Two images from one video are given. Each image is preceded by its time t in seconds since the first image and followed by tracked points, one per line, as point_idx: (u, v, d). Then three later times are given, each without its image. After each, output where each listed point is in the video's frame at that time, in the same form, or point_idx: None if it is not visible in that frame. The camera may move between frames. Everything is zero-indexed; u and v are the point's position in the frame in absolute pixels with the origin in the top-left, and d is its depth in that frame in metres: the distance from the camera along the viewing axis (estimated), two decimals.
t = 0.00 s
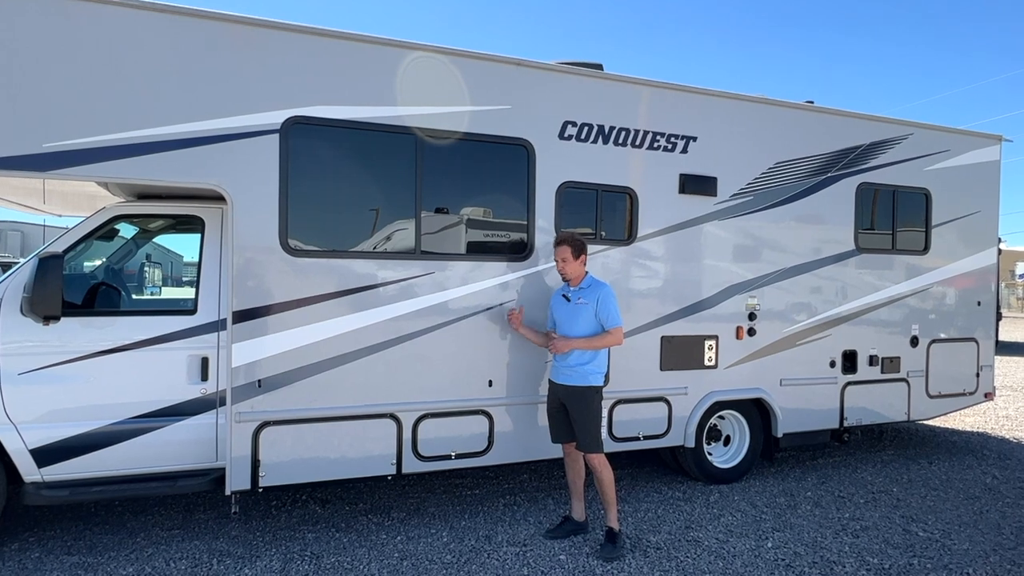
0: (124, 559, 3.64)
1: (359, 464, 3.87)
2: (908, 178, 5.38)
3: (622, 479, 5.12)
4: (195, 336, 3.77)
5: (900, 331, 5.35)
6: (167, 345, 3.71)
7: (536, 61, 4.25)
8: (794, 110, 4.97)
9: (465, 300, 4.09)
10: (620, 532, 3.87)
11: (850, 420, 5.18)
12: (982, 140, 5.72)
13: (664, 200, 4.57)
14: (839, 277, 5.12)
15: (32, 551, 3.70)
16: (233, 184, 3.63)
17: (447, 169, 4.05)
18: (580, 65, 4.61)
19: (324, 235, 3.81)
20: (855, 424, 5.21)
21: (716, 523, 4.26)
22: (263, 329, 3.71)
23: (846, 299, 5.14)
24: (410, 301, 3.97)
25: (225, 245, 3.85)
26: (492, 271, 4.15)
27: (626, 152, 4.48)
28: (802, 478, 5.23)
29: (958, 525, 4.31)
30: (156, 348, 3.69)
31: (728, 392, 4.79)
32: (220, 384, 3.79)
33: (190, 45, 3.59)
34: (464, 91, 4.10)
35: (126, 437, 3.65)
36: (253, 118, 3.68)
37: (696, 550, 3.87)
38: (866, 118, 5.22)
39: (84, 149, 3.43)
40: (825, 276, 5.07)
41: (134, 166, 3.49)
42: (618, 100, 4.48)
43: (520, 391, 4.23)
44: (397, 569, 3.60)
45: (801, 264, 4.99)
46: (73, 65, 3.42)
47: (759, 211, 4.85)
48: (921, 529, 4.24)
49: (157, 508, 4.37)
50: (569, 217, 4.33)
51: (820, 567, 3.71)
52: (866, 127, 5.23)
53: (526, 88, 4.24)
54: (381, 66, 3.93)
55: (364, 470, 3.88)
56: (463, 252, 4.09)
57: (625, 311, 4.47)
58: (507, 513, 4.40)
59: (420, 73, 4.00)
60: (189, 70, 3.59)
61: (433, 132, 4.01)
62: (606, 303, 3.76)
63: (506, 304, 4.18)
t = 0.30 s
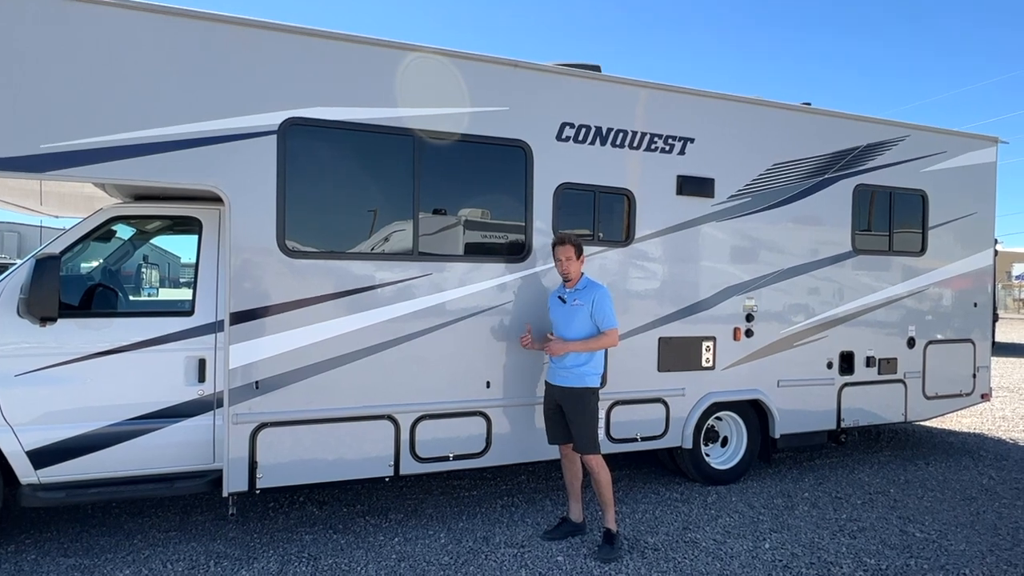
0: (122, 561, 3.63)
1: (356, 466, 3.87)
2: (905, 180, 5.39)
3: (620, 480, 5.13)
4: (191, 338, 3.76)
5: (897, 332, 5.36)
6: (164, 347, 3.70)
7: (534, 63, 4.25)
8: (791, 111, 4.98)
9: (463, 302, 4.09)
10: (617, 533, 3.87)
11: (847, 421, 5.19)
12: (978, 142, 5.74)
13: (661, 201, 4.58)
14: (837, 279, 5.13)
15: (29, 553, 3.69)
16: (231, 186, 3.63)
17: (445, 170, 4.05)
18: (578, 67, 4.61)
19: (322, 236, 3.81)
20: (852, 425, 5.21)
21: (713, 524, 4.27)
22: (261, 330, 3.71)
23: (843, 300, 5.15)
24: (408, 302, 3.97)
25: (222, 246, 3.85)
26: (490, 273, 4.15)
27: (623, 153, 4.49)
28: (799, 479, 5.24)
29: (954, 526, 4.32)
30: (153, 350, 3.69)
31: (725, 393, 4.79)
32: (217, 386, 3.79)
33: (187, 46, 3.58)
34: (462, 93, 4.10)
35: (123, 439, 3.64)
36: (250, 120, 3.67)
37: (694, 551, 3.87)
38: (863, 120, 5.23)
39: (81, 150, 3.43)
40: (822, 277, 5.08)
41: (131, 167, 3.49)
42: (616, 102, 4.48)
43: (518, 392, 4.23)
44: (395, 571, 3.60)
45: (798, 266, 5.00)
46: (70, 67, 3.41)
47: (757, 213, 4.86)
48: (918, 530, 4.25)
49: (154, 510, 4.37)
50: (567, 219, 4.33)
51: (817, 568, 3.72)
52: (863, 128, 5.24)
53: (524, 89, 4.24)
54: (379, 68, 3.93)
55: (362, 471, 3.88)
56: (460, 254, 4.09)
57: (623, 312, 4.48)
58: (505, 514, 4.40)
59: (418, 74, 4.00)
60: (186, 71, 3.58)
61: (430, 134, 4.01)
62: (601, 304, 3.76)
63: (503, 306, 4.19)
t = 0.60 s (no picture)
0: (119, 563, 3.62)
1: (354, 467, 3.86)
2: (902, 181, 5.41)
3: (617, 481, 5.13)
4: (189, 339, 3.76)
5: (894, 333, 5.37)
6: (162, 348, 3.70)
7: (532, 65, 4.26)
8: (788, 113, 4.99)
9: (461, 303, 4.09)
10: (615, 535, 3.87)
11: (845, 422, 5.20)
12: (975, 144, 5.76)
13: (659, 202, 4.58)
14: (834, 280, 5.14)
15: (26, 555, 3.68)
16: (229, 187, 3.63)
17: (443, 171, 4.05)
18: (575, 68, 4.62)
19: (319, 237, 3.81)
20: (850, 426, 5.22)
21: (711, 526, 4.27)
22: (258, 331, 3.70)
23: (841, 301, 5.16)
24: (406, 303, 3.97)
25: (220, 247, 3.84)
26: (488, 274, 4.15)
27: (621, 155, 4.50)
28: (797, 480, 5.24)
29: (952, 527, 4.33)
30: (151, 351, 3.68)
31: (723, 394, 4.80)
32: (215, 388, 3.78)
33: (185, 47, 3.58)
34: (460, 94, 4.10)
35: (121, 441, 3.63)
36: (248, 121, 3.67)
37: (692, 552, 3.88)
38: (860, 122, 5.24)
39: (78, 151, 3.42)
40: (819, 278, 5.09)
41: (128, 168, 3.48)
42: (614, 103, 4.49)
43: (516, 394, 4.23)
44: (392, 572, 3.59)
45: (796, 267, 5.01)
46: (68, 67, 3.41)
47: (754, 214, 4.87)
48: (915, 531, 4.25)
49: (151, 511, 4.36)
50: (565, 220, 4.33)
51: (815, 569, 3.72)
52: (860, 130, 5.25)
53: (522, 91, 4.25)
54: (377, 68, 3.93)
55: (360, 473, 3.87)
56: (458, 255, 4.09)
57: (621, 313, 4.48)
58: (503, 516, 4.40)
59: (416, 75, 4.00)
60: (184, 73, 3.58)
61: (428, 135, 4.01)
62: (599, 305, 3.77)
63: (501, 307, 4.19)
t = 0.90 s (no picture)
0: (116, 565, 3.61)
1: (352, 469, 3.86)
2: (899, 183, 5.42)
3: (615, 482, 5.13)
4: (187, 341, 3.75)
5: (891, 334, 5.39)
6: (159, 349, 3.69)
7: (530, 66, 4.26)
8: (786, 114, 5.00)
9: (459, 304, 4.09)
10: (613, 536, 3.87)
11: (842, 423, 5.20)
12: (972, 145, 5.77)
13: (657, 204, 4.59)
14: (831, 281, 5.15)
15: (22, 557, 3.67)
16: (226, 188, 3.62)
17: (440, 172, 4.05)
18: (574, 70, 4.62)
19: (317, 239, 3.80)
20: (847, 427, 5.23)
21: (709, 527, 4.27)
22: (256, 333, 3.70)
23: (838, 303, 5.17)
24: (404, 305, 3.97)
25: (217, 249, 3.84)
26: (486, 275, 4.15)
27: (619, 156, 4.50)
28: (794, 481, 5.25)
29: (949, 528, 4.34)
30: (148, 352, 3.67)
31: (721, 395, 4.80)
32: (212, 389, 3.77)
33: (183, 48, 3.58)
34: (458, 96, 4.10)
35: (118, 442, 3.62)
36: (246, 122, 3.67)
37: (690, 554, 3.88)
38: (857, 124, 5.26)
39: (76, 152, 3.42)
40: (817, 279, 5.10)
41: (126, 169, 3.48)
42: (612, 105, 4.50)
43: (514, 395, 4.23)
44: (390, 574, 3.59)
45: (793, 268, 5.01)
46: (63, 69, 3.40)
47: (752, 216, 4.88)
48: (913, 532, 4.26)
49: (148, 513, 4.35)
50: (563, 221, 4.33)
51: (813, 570, 3.72)
52: (857, 132, 5.27)
53: (520, 92, 4.25)
54: (375, 69, 3.93)
55: (358, 474, 3.87)
56: (456, 256, 4.08)
57: (619, 315, 4.48)
58: (501, 517, 4.40)
59: (414, 76, 4.00)
60: (183, 74, 3.58)
61: (426, 136, 4.01)
62: (598, 307, 3.78)
63: (499, 308, 4.19)
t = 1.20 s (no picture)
0: (113, 567, 3.60)
1: (350, 470, 3.85)
2: (896, 184, 5.43)
3: (613, 483, 5.13)
4: (184, 342, 3.74)
5: (889, 335, 5.39)
6: (156, 351, 3.68)
7: (529, 67, 4.27)
8: (784, 116, 5.01)
9: (457, 305, 4.08)
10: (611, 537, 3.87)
11: (840, 424, 5.21)
12: (969, 147, 5.79)
13: (655, 205, 4.59)
14: (829, 282, 5.15)
15: (19, 559, 3.65)
16: (224, 189, 3.62)
17: (439, 173, 4.05)
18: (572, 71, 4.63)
19: (315, 240, 3.80)
20: (845, 428, 5.24)
21: (707, 528, 4.27)
22: (254, 334, 3.69)
23: (835, 304, 5.18)
24: (402, 306, 3.97)
25: (215, 250, 3.83)
26: (484, 276, 4.15)
27: (617, 158, 4.50)
28: (792, 482, 5.25)
29: (946, 529, 4.34)
30: (146, 353, 3.67)
31: (719, 396, 4.81)
32: (210, 390, 3.77)
33: (181, 49, 3.57)
34: (457, 97, 4.10)
35: (115, 444, 3.61)
36: (244, 123, 3.66)
37: (688, 555, 3.88)
38: (854, 125, 5.27)
39: (74, 153, 3.41)
40: (815, 281, 5.10)
41: (124, 170, 3.47)
42: (610, 106, 4.50)
43: (512, 396, 4.23)
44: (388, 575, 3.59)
45: (791, 269, 5.02)
46: (61, 69, 3.40)
47: (750, 217, 4.88)
48: (910, 532, 4.27)
49: (146, 515, 4.34)
50: (561, 222, 4.34)
51: (811, 571, 3.73)
52: (855, 133, 5.28)
53: (518, 93, 4.25)
54: (374, 70, 3.93)
55: (355, 476, 3.86)
56: (454, 257, 4.08)
57: (617, 316, 4.49)
58: (499, 518, 4.39)
59: (412, 77, 4.00)
60: (181, 75, 3.57)
61: (424, 137, 4.01)
62: (597, 308, 3.77)
63: (497, 309, 4.19)
